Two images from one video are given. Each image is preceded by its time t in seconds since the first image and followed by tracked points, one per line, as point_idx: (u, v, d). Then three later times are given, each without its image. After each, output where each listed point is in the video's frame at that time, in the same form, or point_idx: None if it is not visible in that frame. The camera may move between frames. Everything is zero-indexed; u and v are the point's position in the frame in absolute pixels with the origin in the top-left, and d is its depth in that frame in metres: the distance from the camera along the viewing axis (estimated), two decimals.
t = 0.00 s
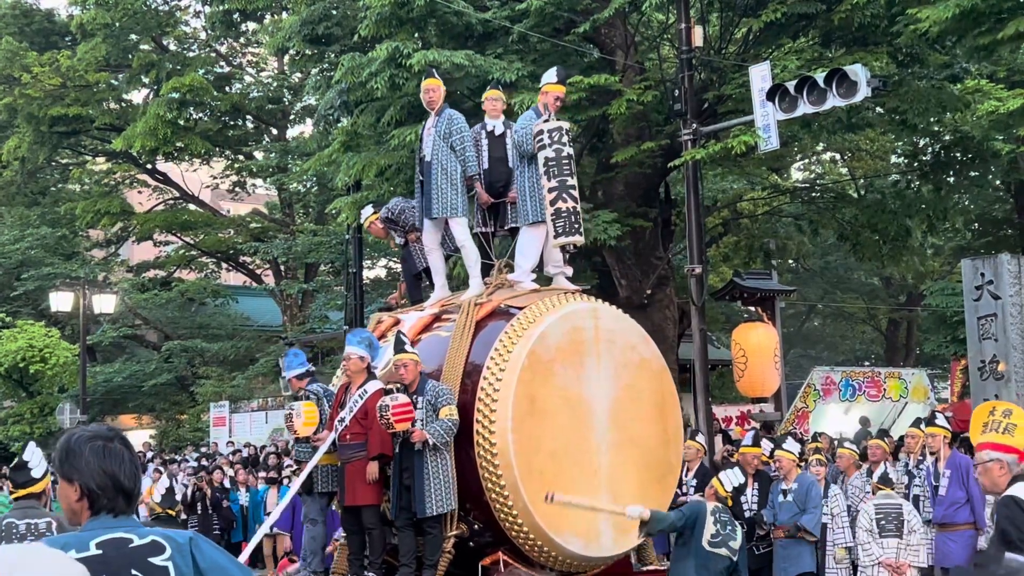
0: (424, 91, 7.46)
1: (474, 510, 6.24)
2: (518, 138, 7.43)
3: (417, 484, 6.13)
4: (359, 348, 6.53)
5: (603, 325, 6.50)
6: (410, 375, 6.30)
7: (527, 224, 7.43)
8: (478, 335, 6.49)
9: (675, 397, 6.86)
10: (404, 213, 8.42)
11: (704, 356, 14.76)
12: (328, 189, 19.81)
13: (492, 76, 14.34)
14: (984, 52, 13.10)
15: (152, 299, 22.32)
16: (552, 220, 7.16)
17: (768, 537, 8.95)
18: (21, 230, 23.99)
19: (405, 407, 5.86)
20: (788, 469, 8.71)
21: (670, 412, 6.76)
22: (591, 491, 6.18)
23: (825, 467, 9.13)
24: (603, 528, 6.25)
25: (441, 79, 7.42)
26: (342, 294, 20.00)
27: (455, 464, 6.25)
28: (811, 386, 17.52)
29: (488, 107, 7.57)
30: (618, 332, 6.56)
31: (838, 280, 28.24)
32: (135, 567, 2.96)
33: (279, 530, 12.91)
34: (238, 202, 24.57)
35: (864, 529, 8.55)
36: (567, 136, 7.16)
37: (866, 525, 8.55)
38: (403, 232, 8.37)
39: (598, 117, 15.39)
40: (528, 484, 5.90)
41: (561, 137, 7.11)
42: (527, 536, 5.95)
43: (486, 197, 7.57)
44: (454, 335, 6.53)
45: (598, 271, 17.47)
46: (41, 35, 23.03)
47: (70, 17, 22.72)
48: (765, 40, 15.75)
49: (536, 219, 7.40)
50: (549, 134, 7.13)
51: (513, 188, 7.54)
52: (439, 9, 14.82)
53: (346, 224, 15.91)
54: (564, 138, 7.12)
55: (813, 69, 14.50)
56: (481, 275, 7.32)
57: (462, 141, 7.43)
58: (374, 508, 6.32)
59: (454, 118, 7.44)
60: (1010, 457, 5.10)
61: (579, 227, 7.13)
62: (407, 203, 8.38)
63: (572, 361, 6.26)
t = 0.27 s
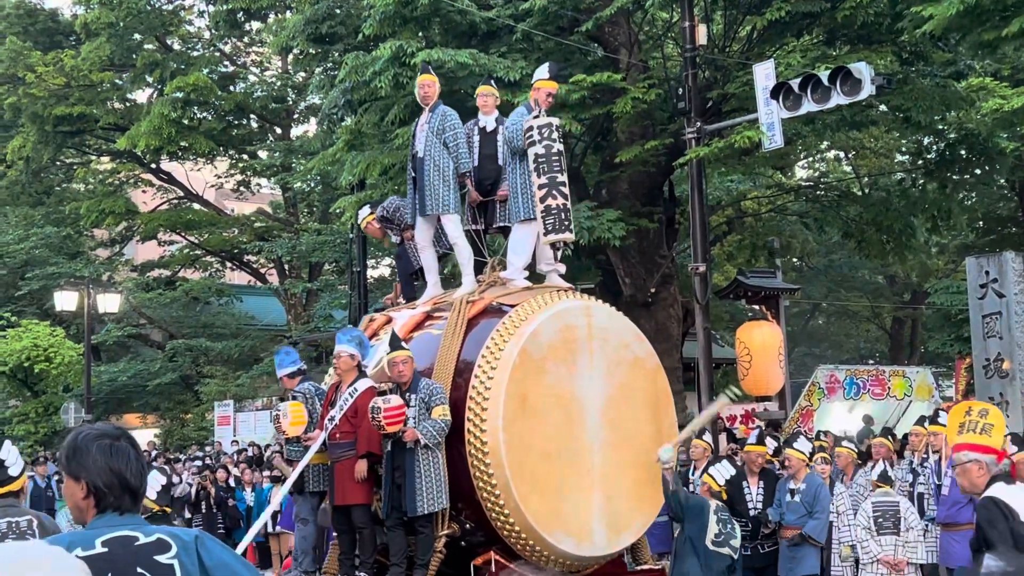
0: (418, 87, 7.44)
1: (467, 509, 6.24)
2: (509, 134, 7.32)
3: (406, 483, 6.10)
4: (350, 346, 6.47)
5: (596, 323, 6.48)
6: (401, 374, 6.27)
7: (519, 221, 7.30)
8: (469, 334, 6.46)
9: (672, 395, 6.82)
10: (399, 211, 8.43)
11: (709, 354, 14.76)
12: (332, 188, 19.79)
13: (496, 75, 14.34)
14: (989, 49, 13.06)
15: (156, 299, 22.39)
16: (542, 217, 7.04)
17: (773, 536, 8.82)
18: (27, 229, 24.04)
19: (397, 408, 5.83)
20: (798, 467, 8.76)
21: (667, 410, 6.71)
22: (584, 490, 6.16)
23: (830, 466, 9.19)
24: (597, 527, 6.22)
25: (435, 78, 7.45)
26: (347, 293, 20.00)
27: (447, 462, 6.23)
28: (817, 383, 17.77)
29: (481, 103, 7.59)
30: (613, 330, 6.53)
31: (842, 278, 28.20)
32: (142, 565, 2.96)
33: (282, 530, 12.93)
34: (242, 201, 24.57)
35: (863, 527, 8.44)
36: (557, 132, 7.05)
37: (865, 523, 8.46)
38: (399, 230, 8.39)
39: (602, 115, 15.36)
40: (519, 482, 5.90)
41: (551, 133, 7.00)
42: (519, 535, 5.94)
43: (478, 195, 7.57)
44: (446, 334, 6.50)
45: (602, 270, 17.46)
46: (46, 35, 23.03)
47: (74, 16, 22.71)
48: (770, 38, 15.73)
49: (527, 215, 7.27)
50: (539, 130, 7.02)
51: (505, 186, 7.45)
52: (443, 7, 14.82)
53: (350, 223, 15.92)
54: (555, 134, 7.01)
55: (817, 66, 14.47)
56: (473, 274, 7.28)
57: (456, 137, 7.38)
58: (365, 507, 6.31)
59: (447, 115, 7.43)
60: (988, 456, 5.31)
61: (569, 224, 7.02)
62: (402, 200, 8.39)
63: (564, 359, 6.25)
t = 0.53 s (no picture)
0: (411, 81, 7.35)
1: (457, 509, 6.05)
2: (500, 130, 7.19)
3: (394, 483, 5.93)
4: (342, 345, 6.44)
5: (587, 320, 6.38)
6: (394, 370, 6.08)
7: (511, 218, 7.23)
8: (462, 332, 6.29)
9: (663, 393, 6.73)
10: (392, 209, 8.39)
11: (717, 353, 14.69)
12: (340, 188, 19.79)
13: (503, 73, 14.32)
14: (998, 46, 13.00)
15: (165, 298, 22.53)
16: (533, 213, 7.00)
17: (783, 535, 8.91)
18: (36, 230, 24.17)
19: (391, 406, 5.71)
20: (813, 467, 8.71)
21: (658, 409, 6.63)
22: (575, 489, 6.06)
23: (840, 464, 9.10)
24: (587, 527, 6.13)
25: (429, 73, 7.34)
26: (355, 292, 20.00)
27: (437, 463, 6.05)
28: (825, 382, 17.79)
29: (474, 99, 7.60)
30: (605, 327, 6.43)
31: (851, 276, 28.11)
32: (154, 564, 2.96)
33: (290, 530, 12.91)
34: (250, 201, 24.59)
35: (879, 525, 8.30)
36: (548, 128, 6.99)
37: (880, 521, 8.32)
38: (393, 228, 8.34)
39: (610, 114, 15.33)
40: (510, 482, 5.79)
41: (541, 130, 6.94)
42: (510, 536, 5.85)
43: (469, 192, 7.51)
44: (437, 332, 6.32)
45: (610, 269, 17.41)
46: (54, 35, 23.07)
47: (82, 17, 22.73)
48: (777, 36, 15.67)
49: (519, 213, 7.20)
50: (529, 126, 6.95)
51: (496, 182, 7.40)
52: (450, 6, 14.81)
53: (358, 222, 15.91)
54: (546, 130, 6.95)
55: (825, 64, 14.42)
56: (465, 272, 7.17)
57: (448, 134, 7.27)
58: (356, 508, 6.24)
59: (440, 111, 7.30)
60: (976, 454, 5.28)
61: (561, 221, 6.96)
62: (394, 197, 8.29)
63: (555, 357, 6.15)
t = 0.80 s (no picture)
0: (405, 78, 7.42)
1: (451, 509, 6.14)
2: (492, 126, 7.24)
3: (387, 481, 6.03)
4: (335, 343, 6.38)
5: (583, 317, 6.43)
6: (386, 369, 6.19)
7: (504, 214, 7.26)
8: (454, 330, 6.39)
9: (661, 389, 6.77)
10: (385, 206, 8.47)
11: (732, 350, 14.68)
12: (354, 187, 19.80)
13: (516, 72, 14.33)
14: (1013, 41, 12.93)
15: (180, 298, 22.59)
16: (526, 210, 7.05)
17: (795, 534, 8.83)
18: (51, 230, 24.25)
19: (382, 405, 5.74)
20: (829, 464, 8.57)
21: (655, 406, 6.67)
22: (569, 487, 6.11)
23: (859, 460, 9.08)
24: (581, 526, 6.18)
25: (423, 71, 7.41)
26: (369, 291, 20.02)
27: (429, 462, 6.14)
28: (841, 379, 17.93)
29: (470, 94, 7.47)
30: (600, 325, 6.48)
31: (866, 274, 28.00)
32: (174, 563, 2.97)
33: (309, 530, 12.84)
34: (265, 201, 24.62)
35: (903, 520, 8.36)
36: (541, 123, 6.99)
37: (904, 516, 8.38)
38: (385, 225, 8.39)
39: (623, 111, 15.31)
40: (503, 480, 5.86)
41: (534, 124, 6.95)
42: (504, 534, 5.91)
43: (464, 187, 7.54)
44: (430, 330, 6.42)
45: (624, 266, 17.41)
46: (69, 36, 23.12)
47: (95, 17, 22.78)
48: (791, 32, 15.63)
49: (512, 208, 7.23)
50: (522, 122, 6.96)
51: (491, 178, 7.41)
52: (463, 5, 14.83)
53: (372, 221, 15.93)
54: (539, 125, 6.96)
55: (839, 60, 14.38)
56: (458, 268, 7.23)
57: (441, 130, 7.31)
58: (349, 507, 6.25)
59: (432, 107, 7.36)
60: (982, 452, 5.31)
61: (554, 217, 7.03)
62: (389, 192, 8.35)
63: (548, 355, 6.20)
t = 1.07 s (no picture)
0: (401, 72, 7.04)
1: (450, 509, 5.75)
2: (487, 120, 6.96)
3: (383, 482, 5.69)
4: (330, 342, 6.21)
5: (586, 311, 5.96)
6: (382, 368, 5.86)
7: (502, 211, 6.93)
8: (451, 328, 5.95)
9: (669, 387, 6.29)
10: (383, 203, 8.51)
11: (754, 347, 14.60)
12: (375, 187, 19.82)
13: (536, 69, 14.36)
14: None
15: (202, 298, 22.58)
16: (523, 206, 6.73)
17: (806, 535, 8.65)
18: (73, 232, 24.38)
19: (375, 404, 5.46)
20: (851, 462, 8.63)
21: (664, 405, 6.19)
22: (572, 490, 5.66)
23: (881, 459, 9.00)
24: (585, 530, 5.71)
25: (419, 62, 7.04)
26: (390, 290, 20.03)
27: (426, 462, 5.77)
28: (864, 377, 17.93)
29: (467, 89, 7.12)
30: (603, 320, 5.99)
31: (889, 270, 27.83)
32: (190, 563, 2.97)
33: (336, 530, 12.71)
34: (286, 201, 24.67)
35: (930, 516, 8.34)
36: (538, 118, 6.68)
37: (931, 512, 8.36)
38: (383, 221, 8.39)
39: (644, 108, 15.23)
40: (502, 482, 5.43)
41: (530, 119, 6.63)
42: (504, 539, 5.48)
43: (462, 183, 7.16)
44: (426, 330, 5.98)
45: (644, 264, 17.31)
46: (90, 38, 23.19)
47: (117, 20, 22.89)
48: (812, 28, 15.54)
49: (511, 206, 6.90)
50: (517, 117, 6.64)
51: (489, 174, 7.03)
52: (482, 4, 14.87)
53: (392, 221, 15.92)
54: (535, 120, 6.63)
55: (860, 56, 14.30)
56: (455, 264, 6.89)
57: (438, 125, 6.96)
58: (345, 509, 6.03)
59: (428, 101, 7.00)
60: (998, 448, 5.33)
61: (551, 214, 6.70)
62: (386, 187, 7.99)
63: (549, 353, 5.74)
